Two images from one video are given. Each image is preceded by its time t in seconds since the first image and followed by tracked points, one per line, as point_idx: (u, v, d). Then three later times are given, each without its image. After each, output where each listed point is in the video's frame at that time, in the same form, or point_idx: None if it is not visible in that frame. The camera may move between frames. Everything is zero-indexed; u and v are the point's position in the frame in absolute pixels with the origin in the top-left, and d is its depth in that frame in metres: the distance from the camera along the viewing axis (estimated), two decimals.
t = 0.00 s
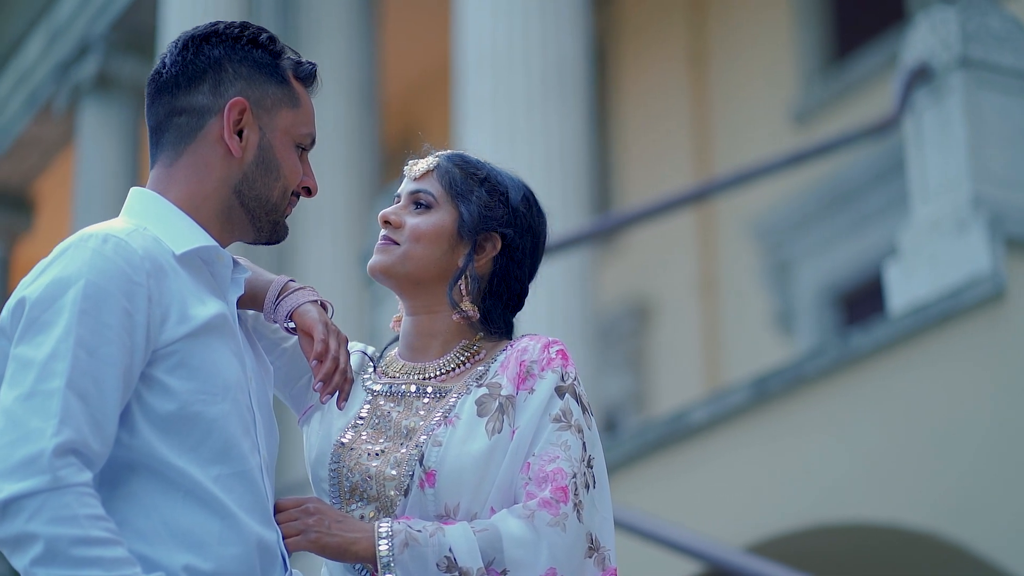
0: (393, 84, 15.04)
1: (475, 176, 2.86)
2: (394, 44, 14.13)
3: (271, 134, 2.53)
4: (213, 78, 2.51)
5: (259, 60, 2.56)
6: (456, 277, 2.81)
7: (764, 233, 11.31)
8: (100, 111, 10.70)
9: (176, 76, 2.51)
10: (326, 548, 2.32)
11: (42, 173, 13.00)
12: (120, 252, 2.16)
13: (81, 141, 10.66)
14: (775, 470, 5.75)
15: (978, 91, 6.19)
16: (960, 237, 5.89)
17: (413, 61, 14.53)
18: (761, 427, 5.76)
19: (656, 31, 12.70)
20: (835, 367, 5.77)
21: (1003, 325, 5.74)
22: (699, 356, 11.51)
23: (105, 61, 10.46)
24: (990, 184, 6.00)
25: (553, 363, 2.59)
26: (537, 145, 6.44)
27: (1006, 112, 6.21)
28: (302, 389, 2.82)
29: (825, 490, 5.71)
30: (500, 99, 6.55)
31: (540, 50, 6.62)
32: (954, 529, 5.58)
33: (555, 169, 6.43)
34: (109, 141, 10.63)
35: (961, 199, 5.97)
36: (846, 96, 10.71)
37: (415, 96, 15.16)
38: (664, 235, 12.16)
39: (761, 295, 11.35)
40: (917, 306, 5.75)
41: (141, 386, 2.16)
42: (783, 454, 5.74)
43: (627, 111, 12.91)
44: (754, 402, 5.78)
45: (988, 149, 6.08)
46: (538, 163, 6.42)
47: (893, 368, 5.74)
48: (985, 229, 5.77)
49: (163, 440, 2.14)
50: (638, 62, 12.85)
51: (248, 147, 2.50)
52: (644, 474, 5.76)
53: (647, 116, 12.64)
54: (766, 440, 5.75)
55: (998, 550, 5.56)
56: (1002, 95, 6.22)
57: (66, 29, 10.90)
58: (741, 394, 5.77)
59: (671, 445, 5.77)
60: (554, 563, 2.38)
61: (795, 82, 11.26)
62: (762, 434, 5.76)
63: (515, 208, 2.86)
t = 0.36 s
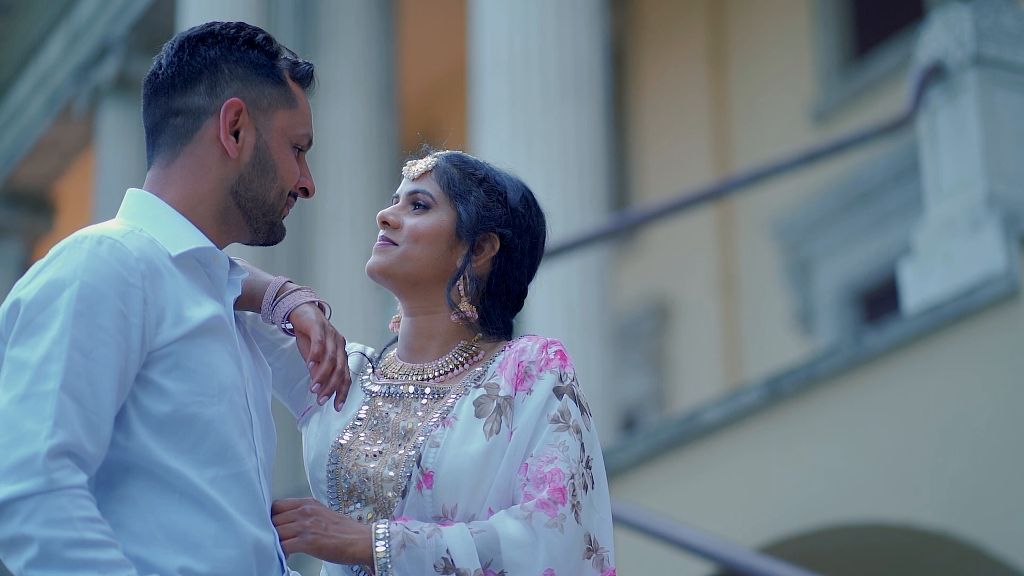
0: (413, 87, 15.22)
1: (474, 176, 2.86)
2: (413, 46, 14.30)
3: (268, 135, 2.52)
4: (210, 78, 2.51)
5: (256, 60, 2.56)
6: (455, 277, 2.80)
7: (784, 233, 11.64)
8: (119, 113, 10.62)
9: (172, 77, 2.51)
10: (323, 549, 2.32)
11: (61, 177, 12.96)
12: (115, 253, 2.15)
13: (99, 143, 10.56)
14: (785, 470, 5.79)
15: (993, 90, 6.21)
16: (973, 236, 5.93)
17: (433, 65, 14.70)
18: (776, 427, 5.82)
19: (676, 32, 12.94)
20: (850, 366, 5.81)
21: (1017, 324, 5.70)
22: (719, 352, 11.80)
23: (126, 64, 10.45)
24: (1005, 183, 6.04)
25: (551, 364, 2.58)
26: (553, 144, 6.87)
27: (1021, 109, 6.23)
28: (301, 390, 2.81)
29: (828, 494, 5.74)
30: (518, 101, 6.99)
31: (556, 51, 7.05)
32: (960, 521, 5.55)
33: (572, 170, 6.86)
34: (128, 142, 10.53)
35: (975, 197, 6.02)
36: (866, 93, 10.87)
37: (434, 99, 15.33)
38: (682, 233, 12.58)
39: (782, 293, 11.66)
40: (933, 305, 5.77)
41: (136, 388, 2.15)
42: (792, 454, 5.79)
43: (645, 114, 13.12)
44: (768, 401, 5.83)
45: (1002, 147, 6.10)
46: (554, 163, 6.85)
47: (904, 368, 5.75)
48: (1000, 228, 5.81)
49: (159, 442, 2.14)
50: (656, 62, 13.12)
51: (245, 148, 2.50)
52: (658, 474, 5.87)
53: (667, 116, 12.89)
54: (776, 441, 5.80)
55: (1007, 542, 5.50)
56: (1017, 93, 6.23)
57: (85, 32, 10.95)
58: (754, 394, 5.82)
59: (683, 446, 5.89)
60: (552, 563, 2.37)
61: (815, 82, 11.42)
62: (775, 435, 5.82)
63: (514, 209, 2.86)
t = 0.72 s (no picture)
0: (435, 90, 15.35)
1: (475, 175, 2.85)
2: (437, 50, 14.48)
3: (267, 136, 2.52)
4: (208, 78, 2.50)
5: (254, 60, 2.55)
6: (456, 277, 2.79)
7: (806, 233, 11.74)
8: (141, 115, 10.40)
9: (170, 78, 2.50)
10: (323, 549, 2.32)
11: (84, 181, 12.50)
12: (112, 254, 2.15)
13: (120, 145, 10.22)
14: (803, 468, 5.72)
15: (1008, 88, 6.17)
16: (989, 234, 5.97)
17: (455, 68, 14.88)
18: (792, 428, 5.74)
19: (699, 32, 13.17)
20: (866, 366, 5.72)
21: None
22: (746, 350, 12.05)
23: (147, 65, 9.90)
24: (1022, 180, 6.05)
25: (552, 363, 2.57)
26: (573, 140, 6.91)
27: None
28: (303, 391, 2.82)
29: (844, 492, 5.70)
30: (536, 103, 7.02)
31: (574, 52, 7.08)
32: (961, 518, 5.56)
33: (591, 166, 6.91)
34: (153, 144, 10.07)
35: (992, 195, 6.03)
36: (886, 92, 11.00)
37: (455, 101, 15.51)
38: (705, 231, 12.83)
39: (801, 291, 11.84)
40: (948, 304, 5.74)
41: (134, 389, 2.15)
42: (809, 451, 5.73)
43: (670, 115, 13.36)
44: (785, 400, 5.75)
45: (1019, 144, 6.10)
46: (573, 160, 6.88)
47: (919, 369, 5.70)
48: (1018, 225, 5.84)
49: (157, 443, 2.14)
50: (679, 60, 13.40)
51: (243, 148, 2.49)
52: (674, 473, 5.82)
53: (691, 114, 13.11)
54: (795, 440, 5.74)
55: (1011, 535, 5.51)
56: None
57: (100, 36, 10.78)
58: (770, 393, 5.74)
59: (700, 443, 5.80)
60: (552, 563, 2.36)
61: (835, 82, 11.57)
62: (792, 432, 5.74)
63: (515, 208, 2.85)
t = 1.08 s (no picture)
0: (451, 87, 15.40)
1: (474, 173, 2.84)
2: (452, 46, 14.52)
3: (264, 134, 2.52)
4: (205, 78, 2.50)
5: (251, 59, 2.55)
6: (455, 276, 2.78)
7: (826, 231, 11.85)
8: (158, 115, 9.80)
9: (167, 77, 2.50)
10: (320, 548, 2.31)
11: (105, 180, 12.43)
12: (107, 253, 2.15)
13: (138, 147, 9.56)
14: (811, 467, 5.88)
15: None
16: (1004, 232, 5.95)
17: (471, 64, 14.91)
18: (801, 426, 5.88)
19: (719, 30, 13.22)
20: (879, 365, 5.82)
21: None
22: (762, 346, 12.17)
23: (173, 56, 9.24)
24: None
25: (550, 362, 2.56)
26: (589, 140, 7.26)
27: None
28: (301, 390, 2.81)
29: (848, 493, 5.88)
30: (553, 103, 7.34)
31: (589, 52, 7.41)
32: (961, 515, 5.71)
33: (608, 164, 7.28)
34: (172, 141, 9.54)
35: (1008, 191, 6.00)
36: (904, 92, 10.97)
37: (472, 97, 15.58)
38: (721, 228, 12.89)
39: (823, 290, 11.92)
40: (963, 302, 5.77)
41: (130, 388, 2.14)
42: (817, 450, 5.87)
43: (688, 113, 13.44)
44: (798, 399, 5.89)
45: None
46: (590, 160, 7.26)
47: (941, 365, 5.77)
48: None
49: (152, 442, 2.13)
50: (696, 59, 13.46)
51: (240, 148, 2.49)
52: (687, 471, 6.00)
53: (710, 112, 13.17)
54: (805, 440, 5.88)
55: (1013, 530, 5.62)
56: None
57: (112, 35, 10.56)
58: (784, 392, 5.89)
59: (713, 442, 5.97)
60: (551, 563, 2.35)
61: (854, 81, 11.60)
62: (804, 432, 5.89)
63: (514, 206, 2.84)
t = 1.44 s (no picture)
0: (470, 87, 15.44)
1: (474, 171, 2.83)
2: (471, 47, 14.62)
3: (263, 133, 2.51)
4: (204, 76, 2.49)
5: (250, 58, 2.54)
6: (455, 274, 2.77)
7: (846, 229, 11.80)
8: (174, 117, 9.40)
9: (166, 75, 2.50)
10: (318, 548, 2.31)
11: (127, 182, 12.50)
12: (104, 253, 2.15)
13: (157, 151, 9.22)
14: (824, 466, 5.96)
15: None
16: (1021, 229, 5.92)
17: (492, 64, 15.05)
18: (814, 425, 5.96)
19: (739, 29, 13.24)
20: (893, 364, 5.88)
21: None
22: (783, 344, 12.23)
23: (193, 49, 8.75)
24: None
25: (550, 360, 2.55)
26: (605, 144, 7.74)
27: None
28: (302, 388, 2.81)
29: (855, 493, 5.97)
30: (572, 111, 7.79)
31: (607, 59, 7.86)
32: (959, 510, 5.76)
33: (625, 169, 7.77)
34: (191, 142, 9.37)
35: None
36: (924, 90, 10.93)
37: (494, 97, 15.73)
38: (745, 225, 12.98)
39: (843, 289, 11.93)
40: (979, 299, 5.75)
41: (127, 388, 2.14)
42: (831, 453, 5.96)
43: (709, 113, 13.47)
44: (812, 397, 6.00)
45: None
46: (608, 162, 7.76)
47: (958, 363, 5.80)
48: None
49: (150, 442, 2.13)
50: (717, 58, 13.49)
51: (239, 146, 2.48)
52: (701, 471, 6.18)
53: (731, 111, 13.20)
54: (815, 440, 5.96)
55: None
56: None
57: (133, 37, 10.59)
58: (797, 391, 6.00)
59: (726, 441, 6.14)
60: (550, 562, 2.34)
61: (874, 78, 11.57)
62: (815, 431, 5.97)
63: (515, 204, 2.83)
